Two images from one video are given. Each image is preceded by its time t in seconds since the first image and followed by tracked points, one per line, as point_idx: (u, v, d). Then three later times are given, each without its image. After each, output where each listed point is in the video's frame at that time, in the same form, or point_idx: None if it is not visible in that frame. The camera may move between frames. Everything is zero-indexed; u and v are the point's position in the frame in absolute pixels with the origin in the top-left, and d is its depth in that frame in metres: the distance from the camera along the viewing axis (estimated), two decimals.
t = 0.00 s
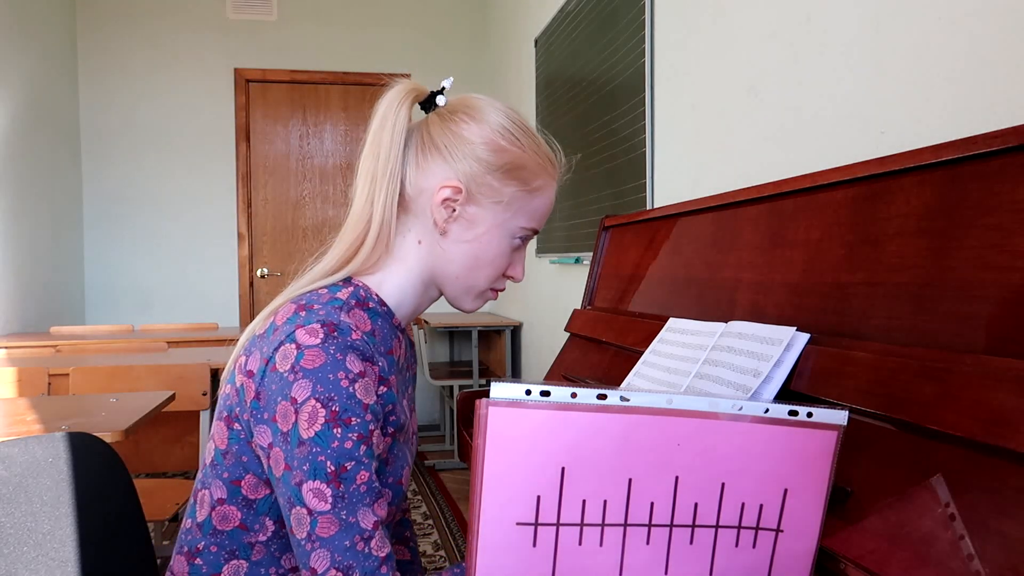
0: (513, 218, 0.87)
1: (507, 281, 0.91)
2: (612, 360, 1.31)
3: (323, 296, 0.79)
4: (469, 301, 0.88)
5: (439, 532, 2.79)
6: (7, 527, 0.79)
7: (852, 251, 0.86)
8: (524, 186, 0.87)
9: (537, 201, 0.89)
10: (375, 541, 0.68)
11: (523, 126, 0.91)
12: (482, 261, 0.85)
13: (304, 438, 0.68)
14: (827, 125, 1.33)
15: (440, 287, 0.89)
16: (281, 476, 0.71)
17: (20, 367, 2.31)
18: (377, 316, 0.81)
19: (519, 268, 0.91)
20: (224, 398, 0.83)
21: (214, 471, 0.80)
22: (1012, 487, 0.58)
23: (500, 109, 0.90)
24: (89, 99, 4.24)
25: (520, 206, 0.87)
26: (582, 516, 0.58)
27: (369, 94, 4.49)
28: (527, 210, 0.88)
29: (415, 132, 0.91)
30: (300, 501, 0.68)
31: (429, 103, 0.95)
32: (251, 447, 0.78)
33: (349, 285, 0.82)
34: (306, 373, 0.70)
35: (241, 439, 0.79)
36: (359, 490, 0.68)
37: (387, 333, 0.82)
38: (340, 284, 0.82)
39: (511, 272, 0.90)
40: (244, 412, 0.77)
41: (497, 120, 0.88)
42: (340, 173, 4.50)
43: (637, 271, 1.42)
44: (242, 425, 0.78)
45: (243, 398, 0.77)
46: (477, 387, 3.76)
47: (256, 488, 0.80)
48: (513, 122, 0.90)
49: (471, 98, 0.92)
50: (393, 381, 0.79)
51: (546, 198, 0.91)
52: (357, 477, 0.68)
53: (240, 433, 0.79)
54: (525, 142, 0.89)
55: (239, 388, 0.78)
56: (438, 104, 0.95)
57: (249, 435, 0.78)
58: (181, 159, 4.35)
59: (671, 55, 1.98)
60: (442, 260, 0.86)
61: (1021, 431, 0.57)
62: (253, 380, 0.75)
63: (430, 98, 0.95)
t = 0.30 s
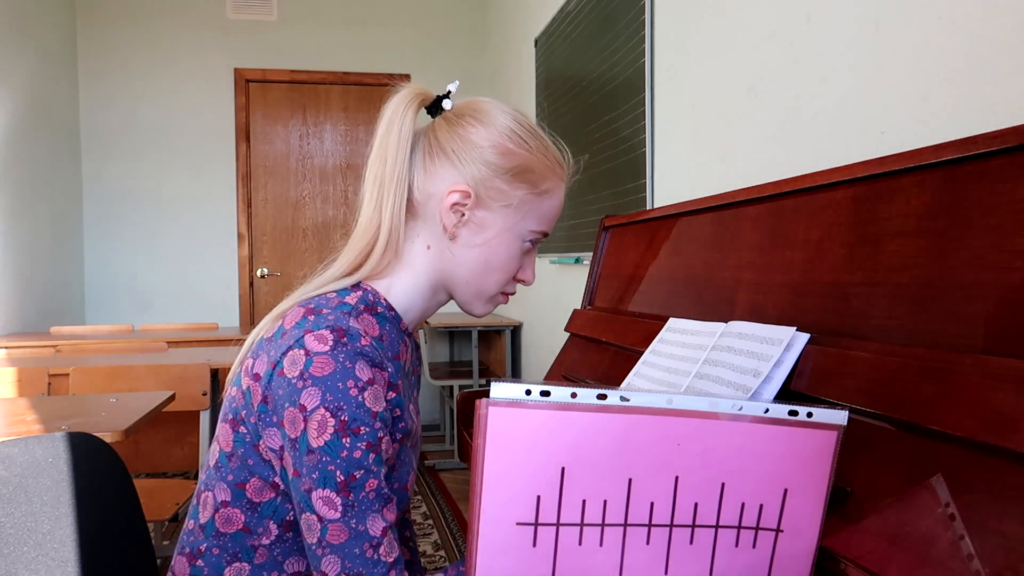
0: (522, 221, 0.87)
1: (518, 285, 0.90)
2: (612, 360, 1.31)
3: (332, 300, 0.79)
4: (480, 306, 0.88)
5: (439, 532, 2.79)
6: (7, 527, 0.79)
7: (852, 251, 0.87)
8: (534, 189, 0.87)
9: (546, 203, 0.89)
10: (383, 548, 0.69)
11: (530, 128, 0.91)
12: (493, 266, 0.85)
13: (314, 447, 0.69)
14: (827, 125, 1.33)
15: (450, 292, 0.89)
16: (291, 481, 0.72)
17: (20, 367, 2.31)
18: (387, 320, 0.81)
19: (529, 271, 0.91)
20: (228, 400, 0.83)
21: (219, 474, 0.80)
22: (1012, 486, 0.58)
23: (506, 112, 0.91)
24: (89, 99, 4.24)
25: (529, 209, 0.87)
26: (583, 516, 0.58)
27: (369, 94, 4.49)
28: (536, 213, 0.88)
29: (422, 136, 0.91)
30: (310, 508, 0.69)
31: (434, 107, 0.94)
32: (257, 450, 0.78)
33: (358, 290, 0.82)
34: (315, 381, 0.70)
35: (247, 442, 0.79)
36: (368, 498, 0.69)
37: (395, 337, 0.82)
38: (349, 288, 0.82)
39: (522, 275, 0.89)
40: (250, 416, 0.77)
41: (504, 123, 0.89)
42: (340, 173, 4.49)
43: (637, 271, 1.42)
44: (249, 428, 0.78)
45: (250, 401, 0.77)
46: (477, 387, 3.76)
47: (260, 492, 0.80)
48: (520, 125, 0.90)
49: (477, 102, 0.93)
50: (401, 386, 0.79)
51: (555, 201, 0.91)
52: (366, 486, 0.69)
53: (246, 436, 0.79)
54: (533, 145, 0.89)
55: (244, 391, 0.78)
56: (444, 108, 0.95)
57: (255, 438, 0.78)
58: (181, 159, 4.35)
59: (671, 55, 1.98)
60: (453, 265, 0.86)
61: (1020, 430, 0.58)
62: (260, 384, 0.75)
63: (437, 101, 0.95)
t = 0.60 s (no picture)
0: (545, 231, 0.87)
1: (539, 293, 0.91)
2: (612, 361, 1.31)
3: (346, 309, 0.79)
4: (501, 315, 0.88)
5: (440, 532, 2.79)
6: (7, 526, 0.79)
7: (852, 251, 0.87)
8: (555, 199, 0.87)
9: (567, 213, 0.89)
10: (375, 569, 0.70)
11: (550, 135, 0.90)
12: (514, 277, 0.86)
13: (317, 461, 0.69)
14: (828, 125, 1.33)
15: (470, 301, 0.90)
16: (290, 492, 0.72)
17: (20, 367, 2.31)
18: (400, 330, 0.82)
19: (549, 280, 0.91)
20: (238, 404, 0.83)
21: (226, 478, 0.80)
22: (1013, 486, 0.58)
23: (525, 119, 0.90)
24: (89, 99, 4.24)
25: (551, 219, 0.87)
26: (583, 516, 0.58)
27: (369, 94, 4.49)
28: (558, 223, 0.88)
29: (440, 144, 0.90)
30: (306, 523, 0.70)
31: (451, 115, 0.94)
32: (264, 458, 0.78)
33: (374, 299, 0.82)
34: (326, 396, 0.70)
35: (255, 449, 0.79)
36: (366, 518, 0.70)
37: (408, 347, 0.82)
38: (365, 297, 0.83)
39: (542, 284, 0.90)
40: (259, 422, 0.77)
41: (524, 130, 0.88)
42: (340, 173, 4.49)
43: (637, 271, 1.42)
44: (257, 435, 0.78)
45: (259, 408, 0.77)
46: (477, 387, 3.77)
47: (267, 499, 0.80)
48: (540, 133, 0.89)
49: (495, 108, 0.92)
50: (411, 400, 0.79)
51: (575, 208, 0.91)
52: (365, 505, 0.70)
53: (254, 443, 0.79)
54: (554, 153, 0.89)
55: (254, 397, 0.78)
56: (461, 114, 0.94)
57: (263, 446, 0.78)
58: (181, 159, 4.35)
59: (671, 55, 1.98)
60: (474, 276, 0.86)
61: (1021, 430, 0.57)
62: (270, 392, 0.75)
63: (453, 106, 0.94)
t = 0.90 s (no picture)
0: (565, 245, 0.87)
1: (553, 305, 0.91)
2: (612, 361, 1.31)
3: (361, 318, 0.79)
4: (515, 326, 0.89)
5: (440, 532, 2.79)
6: (7, 527, 0.79)
7: (852, 251, 0.87)
8: (577, 214, 0.88)
9: (587, 227, 0.90)
10: None
11: (574, 147, 0.90)
12: (532, 289, 0.86)
13: (328, 475, 0.69)
14: (828, 125, 1.33)
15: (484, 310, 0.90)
16: (298, 503, 0.72)
17: (20, 367, 2.31)
18: (414, 340, 0.82)
19: (564, 291, 0.92)
20: (249, 409, 0.83)
21: (236, 483, 0.81)
22: (1014, 487, 0.58)
23: (549, 129, 0.90)
24: (89, 99, 4.24)
25: (571, 234, 0.88)
26: (582, 516, 0.58)
27: (369, 94, 4.49)
28: (577, 237, 0.89)
29: (463, 150, 0.89)
30: (314, 536, 0.70)
31: (475, 119, 0.92)
32: (274, 466, 0.78)
33: (389, 308, 0.82)
34: (339, 409, 0.70)
35: (265, 456, 0.79)
36: (375, 533, 0.70)
37: (422, 357, 0.82)
38: (380, 306, 0.82)
39: (557, 296, 0.90)
40: (270, 430, 0.77)
41: (548, 141, 0.88)
42: (340, 173, 4.49)
43: (637, 271, 1.42)
44: (267, 442, 0.78)
45: (270, 415, 0.77)
46: (477, 387, 3.77)
47: (276, 506, 0.80)
48: (564, 145, 0.89)
49: (519, 117, 0.91)
50: (424, 413, 0.79)
51: (594, 222, 0.92)
52: (374, 520, 0.70)
53: (264, 450, 0.79)
54: (577, 166, 0.89)
55: (267, 404, 0.78)
56: (485, 120, 0.92)
57: (273, 454, 0.78)
58: (181, 159, 4.35)
59: (671, 55, 1.98)
60: (492, 288, 0.86)
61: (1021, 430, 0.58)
62: (282, 401, 0.75)
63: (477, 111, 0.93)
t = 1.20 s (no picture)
0: (559, 240, 0.88)
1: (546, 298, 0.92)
2: (612, 360, 1.31)
3: (359, 317, 0.79)
4: (510, 320, 0.89)
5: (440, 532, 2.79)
6: (7, 527, 0.79)
7: (852, 251, 0.87)
8: (570, 209, 0.88)
9: (580, 222, 0.90)
10: None
11: (567, 141, 0.90)
12: (526, 285, 0.86)
13: (328, 473, 0.69)
14: (828, 125, 1.33)
15: (479, 305, 0.90)
16: (298, 502, 0.72)
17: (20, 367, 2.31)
18: (412, 337, 0.82)
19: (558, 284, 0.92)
20: (247, 409, 0.83)
21: (235, 483, 0.81)
22: (1013, 486, 0.58)
23: (542, 123, 0.89)
24: (89, 99, 4.24)
25: (565, 229, 0.88)
26: (582, 516, 0.58)
27: (369, 94, 4.49)
28: (570, 231, 0.89)
29: (457, 145, 0.89)
30: (316, 535, 0.70)
31: (468, 113, 0.92)
32: (273, 465, 0.78)
33: (385, 305, 0.82)
34: (337, 407, 0.70)
35: (264, 456, 0.79)
36: (376, 531, 0.70)
37: (420, 354, 0.83)
38: (377, 304, 0.83)
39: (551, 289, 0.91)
40: (269, 429, 0.77)
41: (542, 136, 0.88)
42: (340, 173, 4.49)
43: (637, 271, 1.42)
44: (266, 442, 0.78)
45: (269, 415, 0.77)
46: (477, 387, 3.77)
47: (276, 505, 0.80)
48: (558, 139, 0.89)
49: (513, 111, 0.91)
50: (422, 409, 0.79)
51: (587, 216, 0.92)
52: (375, 518, 0.70)
53: (264, 449, 0.79)
54: (570, 160, 0.89)
55: (265, 403, 0.78)
56: (478, 114, 0.92)
57: (272, 453, 0.78)
58: (181, 159, 4.35)
59: (671, 54, 1.98)
60: (486, 284, 0.86)
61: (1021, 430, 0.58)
62: (281, 400, 0.75)
63: (470, 105, 0.92)
